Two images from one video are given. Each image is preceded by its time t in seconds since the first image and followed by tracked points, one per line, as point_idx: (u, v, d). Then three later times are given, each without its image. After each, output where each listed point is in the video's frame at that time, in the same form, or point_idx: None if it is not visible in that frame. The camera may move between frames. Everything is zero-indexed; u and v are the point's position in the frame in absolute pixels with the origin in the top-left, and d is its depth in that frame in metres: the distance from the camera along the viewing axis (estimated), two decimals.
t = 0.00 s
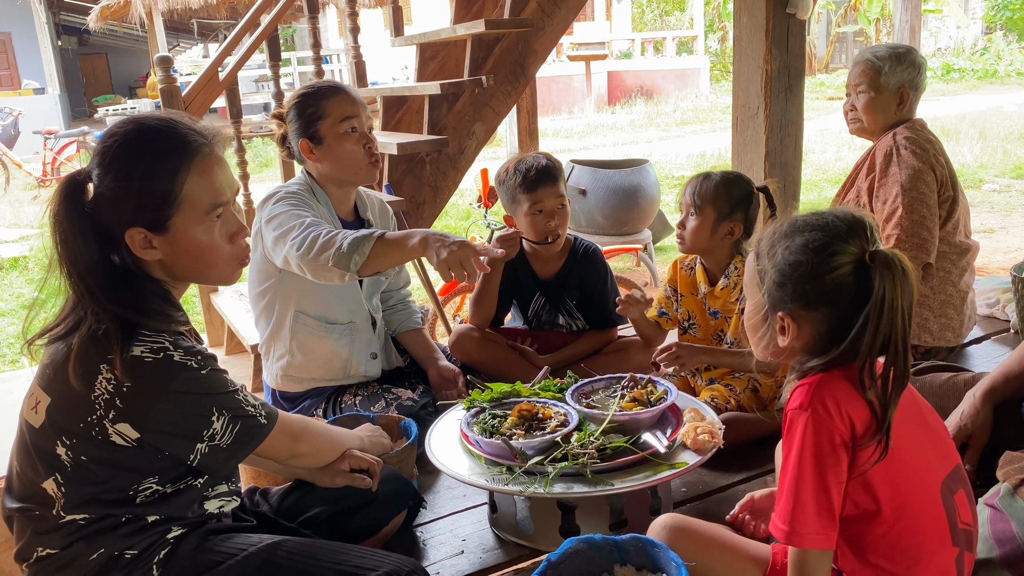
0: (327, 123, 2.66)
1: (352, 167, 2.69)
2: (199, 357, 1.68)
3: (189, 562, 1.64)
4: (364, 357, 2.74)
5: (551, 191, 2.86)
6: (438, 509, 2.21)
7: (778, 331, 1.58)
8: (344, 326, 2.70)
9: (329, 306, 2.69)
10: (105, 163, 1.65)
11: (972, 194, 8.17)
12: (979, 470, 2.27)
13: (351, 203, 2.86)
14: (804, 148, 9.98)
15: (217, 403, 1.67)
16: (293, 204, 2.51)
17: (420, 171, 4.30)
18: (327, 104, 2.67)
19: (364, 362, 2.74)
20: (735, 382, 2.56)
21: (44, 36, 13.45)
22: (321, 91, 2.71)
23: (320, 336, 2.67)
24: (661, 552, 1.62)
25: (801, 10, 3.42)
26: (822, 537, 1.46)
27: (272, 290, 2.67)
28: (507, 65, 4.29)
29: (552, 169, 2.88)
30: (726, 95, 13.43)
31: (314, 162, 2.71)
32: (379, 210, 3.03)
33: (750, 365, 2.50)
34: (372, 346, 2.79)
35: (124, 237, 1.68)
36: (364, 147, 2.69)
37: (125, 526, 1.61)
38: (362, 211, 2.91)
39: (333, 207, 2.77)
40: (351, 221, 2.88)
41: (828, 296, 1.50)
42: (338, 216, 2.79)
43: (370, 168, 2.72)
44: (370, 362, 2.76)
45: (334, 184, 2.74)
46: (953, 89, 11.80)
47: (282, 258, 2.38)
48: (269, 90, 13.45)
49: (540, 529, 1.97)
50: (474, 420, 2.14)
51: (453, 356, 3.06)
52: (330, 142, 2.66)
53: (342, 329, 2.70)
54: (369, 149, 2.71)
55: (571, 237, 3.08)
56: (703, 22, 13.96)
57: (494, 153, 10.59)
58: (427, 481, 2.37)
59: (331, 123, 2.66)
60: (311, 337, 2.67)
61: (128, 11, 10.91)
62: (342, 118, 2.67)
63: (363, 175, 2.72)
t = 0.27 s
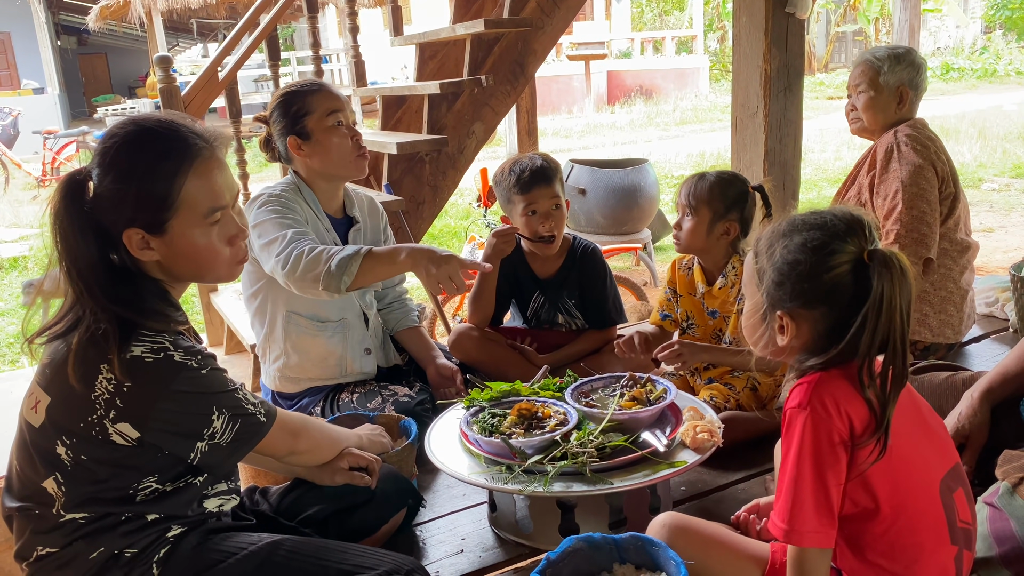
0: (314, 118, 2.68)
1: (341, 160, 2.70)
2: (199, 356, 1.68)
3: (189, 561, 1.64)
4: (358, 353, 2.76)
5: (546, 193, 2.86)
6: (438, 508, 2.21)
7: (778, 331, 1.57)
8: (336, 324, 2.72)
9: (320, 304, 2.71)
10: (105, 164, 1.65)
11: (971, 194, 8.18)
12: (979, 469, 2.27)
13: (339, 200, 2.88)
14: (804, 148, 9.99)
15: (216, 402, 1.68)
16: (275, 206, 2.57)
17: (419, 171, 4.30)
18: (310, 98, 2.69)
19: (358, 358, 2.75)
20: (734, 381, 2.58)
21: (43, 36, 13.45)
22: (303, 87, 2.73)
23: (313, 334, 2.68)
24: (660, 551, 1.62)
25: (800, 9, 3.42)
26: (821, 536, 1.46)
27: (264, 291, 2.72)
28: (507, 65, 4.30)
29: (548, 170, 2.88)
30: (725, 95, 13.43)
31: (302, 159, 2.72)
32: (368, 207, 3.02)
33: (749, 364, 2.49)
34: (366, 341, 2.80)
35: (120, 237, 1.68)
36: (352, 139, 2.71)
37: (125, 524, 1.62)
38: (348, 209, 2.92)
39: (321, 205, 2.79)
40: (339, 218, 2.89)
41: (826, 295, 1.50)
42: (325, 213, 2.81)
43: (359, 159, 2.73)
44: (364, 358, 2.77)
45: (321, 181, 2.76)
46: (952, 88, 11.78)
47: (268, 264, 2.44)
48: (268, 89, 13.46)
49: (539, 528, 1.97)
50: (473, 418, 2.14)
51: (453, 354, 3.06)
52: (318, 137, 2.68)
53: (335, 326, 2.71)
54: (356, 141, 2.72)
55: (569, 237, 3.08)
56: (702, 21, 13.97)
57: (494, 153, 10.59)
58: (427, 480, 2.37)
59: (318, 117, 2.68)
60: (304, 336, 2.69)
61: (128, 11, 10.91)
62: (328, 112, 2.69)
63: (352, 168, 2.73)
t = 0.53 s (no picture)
0: (296, 116, 2.70)
1: (328, 156, 2.71)
2: (191, 362, 1.66)
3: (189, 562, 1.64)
4: (355, 355, 2.77)
5: (543, 195, 2.86)
6: (438, 509, 2.21)
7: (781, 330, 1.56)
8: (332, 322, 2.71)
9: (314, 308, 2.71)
10: (105, 165, 1.65)
11: (971, 194, 8.18)
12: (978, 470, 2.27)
13: (333, 199, 2.88)
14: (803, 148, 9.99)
15: (207, 411, 1.65)
16: (273, 218, 2.60)
17: (419, 171, 4.30)
18: (293, 99, 2.71)
19: (356, 360, 2.76)
20: (733, 381, 2.58)
21: (42, 36, 13.45)
22: (286, 89, 2.75)
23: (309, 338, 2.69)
24: (660, 552, 1.62)
25: (800, 9, 3.42)
26: (822, 537, 1.46)
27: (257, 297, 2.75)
28: (506, 65, 4.30)
29: (545, 171, 2.88)
30: (725, 94, 13.44)
31: (290, 159, 2.74)
32: (363, 207, 3.02)
33: (750, 365, 2.49)
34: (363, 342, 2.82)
35: (109, 237, 1.66)
36: (336, 134, 2.72)
37: (123, 526, 1.61)
38: (342, 208, 2.91)
39: (315, 206, 2.79)
40: (333, 218, 2.89)
41: (826, 295, 1.50)
42: (319, 213, 2.82)
43: (345, 152, 2.73)
44: (361, 358, 2.79)
45: (313, 180, 2.77)
46: (952, 88, 11.74)
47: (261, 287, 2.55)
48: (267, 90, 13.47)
49: (539, 529, 1.97)
50: (473, 419, 2.14)
51: (452, 354, 3.06)
52: (302, 134, 2.69)
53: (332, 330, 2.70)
54: (340, 136, 2.72)
55: (568, 237, 3.08)
56: (702, 21, 13.97)
57: (493, 153, 10.60)
58: (427, 480, 2.37)
59: (301, 114, 2.70)
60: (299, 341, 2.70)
61: (127, 11, 10.90)
62: (311, 109, 2.71)
63: (341, 163, 2.73)
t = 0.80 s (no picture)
0: (295, 120, 2.70)
1: (324, 162, 2.71)
2: (163, 371, 1.46)
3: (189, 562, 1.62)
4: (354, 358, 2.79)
5: (545, 192, 2.86)
6: (437, 509, 2.20)
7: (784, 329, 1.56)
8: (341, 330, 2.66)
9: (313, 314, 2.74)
10: (124, 161, 1.54)
11: (970, 194, 8.19)
12: (977, 471, 2.27)
13: (330, 199, 2.87)
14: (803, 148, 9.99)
15: (152, 440, 1.41)
16: (271, 235, 2.63)
17: (418, 171, 4.30)
18: (292, 103, 2.72)
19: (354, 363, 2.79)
20: (733, 381, 2.57)
21: (42, 36, 13.46)
22: (285, 92, 2.75)
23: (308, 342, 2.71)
24: (660, 552, 1.62)
25: (799, 9, 3.42)
26: (822, 538, 1.46)
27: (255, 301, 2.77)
28: (506, 65, 4.29)
29: (545, 170, 2.88)
30: (724, 94, 13.44)
31: (288, 162, 2.75)
32: (361, 208, 3.01)
33: (749, 364, 2.49)
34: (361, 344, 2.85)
35: (122, 236, 1.54)
36: (334, 138, 2.72)
37: (123, 526, 1.55)
38: (341, 210, 2.90)
39: (313, 210, 2.80)
40: (331, 219, 2.88)
41: (826, 296, 1.50)
42: (318, 217, 2.82)
43: (341, 163, 2.74)
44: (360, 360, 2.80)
45: (311, 185, 2.78)
46: (951, 88, 11.76)
47: (267, 304, 2.63)
48: (266, 89, 13.47)
49: (540, 529, 1.96)
50: (473, 419, 2.14)
51: (451, 354, 3.06)
52: (301, 138, 2.70)
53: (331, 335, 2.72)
54: (338, 141, 2.73)
55: (567, 236, 3.07)
56: (701, 21, 13.99)
57: (493, 153, 10.61)
58: (426, 481, 2.36)
59: (300, 119, 2.71)
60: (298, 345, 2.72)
61: (126, 10, 10.90)
62: (310, 113, 2.72)
63: (335, 171, 2.74)
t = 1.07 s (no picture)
0: (302, 120, 2.70)
1: (333, 158, 2.70)
2: (142, 387, 1.39)
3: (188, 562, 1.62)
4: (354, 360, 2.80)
5: (543, 192, 2.86)
6: (436, 508, 2.21)
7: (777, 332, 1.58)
8: (342, 342, 2.66)
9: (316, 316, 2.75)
10: (143, 166, 1.49)
11: (970, 193, 8.19)
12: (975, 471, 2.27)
13: (336, 200, 2.87)
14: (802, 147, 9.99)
15: (110, 457, 1.33)
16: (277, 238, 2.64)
17: (418, 170, 4.30)
18: (300, 102, 2.71)
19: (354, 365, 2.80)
20: (733, 380, 2.57)
21: (42, 35, 13.46)
22: (293, 91, 2.74)
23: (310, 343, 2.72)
24: (658, 550, 1.62)
25: (799, 9, 3.41)
26: (822, 537, 1.46)
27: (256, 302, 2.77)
28: (506, 64, 4.30)
29: (543, 169, 2.89)
30: (724, 94, 13.42)
31: (295, 162, 2.74)
32: (366, 209, 3.01)
33: (749, 364, 2.50)
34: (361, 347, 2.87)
35: (136, 241, 1.49)
36: (341, 137, 2.71)
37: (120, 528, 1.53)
38: (346, 210, 2.90)
39: (319, 211, 2.80)
40: (336, 220, 2.89)
41: (825, 294, 1.50)
42: (323, 218, 2.82)
43: (349, 157, 2.72)
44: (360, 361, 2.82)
45: (317, 184, 2.77)
46: (951, 88, 11.78)
47: (268, 310, 2.65)
48: (266, 88, 13.48)
49: (538, 527, 1.97)
50: (472, 418, 2.14)
51: (451, 353, 3.06)
52: (308, 138, 2.69)
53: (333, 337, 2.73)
54: (345, 140, 2.72)
55: (567, 235, 3.07)
56: (702, 21, 13.99)
57: (492, 152, 10.61)
58: (425, 479, 2.37)
59: (307, 118, 2.70)
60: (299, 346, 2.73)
61: (126, 9, 10.90)
62: (317, 112, 2.70)
63: (344, 167, 2.72)
